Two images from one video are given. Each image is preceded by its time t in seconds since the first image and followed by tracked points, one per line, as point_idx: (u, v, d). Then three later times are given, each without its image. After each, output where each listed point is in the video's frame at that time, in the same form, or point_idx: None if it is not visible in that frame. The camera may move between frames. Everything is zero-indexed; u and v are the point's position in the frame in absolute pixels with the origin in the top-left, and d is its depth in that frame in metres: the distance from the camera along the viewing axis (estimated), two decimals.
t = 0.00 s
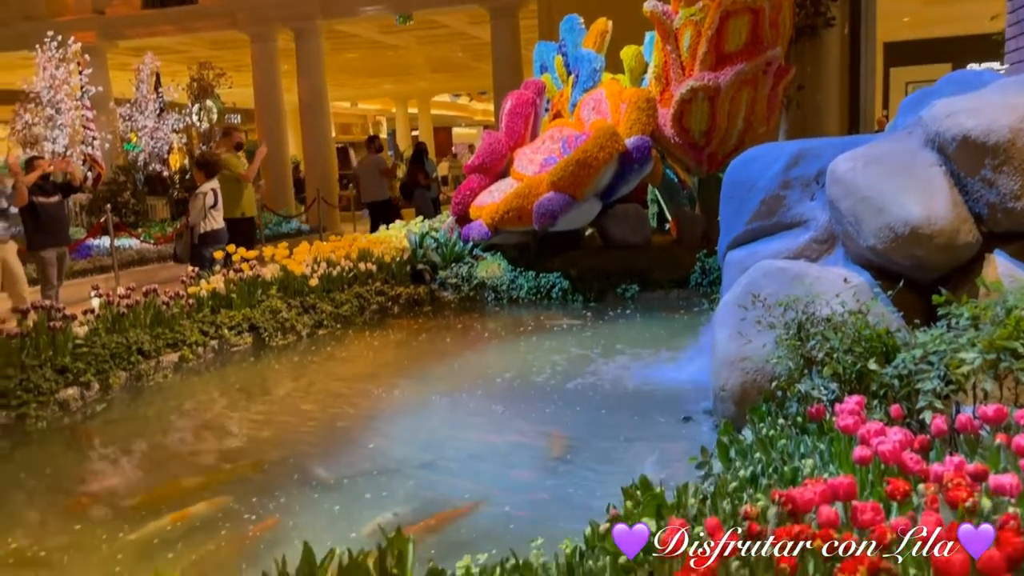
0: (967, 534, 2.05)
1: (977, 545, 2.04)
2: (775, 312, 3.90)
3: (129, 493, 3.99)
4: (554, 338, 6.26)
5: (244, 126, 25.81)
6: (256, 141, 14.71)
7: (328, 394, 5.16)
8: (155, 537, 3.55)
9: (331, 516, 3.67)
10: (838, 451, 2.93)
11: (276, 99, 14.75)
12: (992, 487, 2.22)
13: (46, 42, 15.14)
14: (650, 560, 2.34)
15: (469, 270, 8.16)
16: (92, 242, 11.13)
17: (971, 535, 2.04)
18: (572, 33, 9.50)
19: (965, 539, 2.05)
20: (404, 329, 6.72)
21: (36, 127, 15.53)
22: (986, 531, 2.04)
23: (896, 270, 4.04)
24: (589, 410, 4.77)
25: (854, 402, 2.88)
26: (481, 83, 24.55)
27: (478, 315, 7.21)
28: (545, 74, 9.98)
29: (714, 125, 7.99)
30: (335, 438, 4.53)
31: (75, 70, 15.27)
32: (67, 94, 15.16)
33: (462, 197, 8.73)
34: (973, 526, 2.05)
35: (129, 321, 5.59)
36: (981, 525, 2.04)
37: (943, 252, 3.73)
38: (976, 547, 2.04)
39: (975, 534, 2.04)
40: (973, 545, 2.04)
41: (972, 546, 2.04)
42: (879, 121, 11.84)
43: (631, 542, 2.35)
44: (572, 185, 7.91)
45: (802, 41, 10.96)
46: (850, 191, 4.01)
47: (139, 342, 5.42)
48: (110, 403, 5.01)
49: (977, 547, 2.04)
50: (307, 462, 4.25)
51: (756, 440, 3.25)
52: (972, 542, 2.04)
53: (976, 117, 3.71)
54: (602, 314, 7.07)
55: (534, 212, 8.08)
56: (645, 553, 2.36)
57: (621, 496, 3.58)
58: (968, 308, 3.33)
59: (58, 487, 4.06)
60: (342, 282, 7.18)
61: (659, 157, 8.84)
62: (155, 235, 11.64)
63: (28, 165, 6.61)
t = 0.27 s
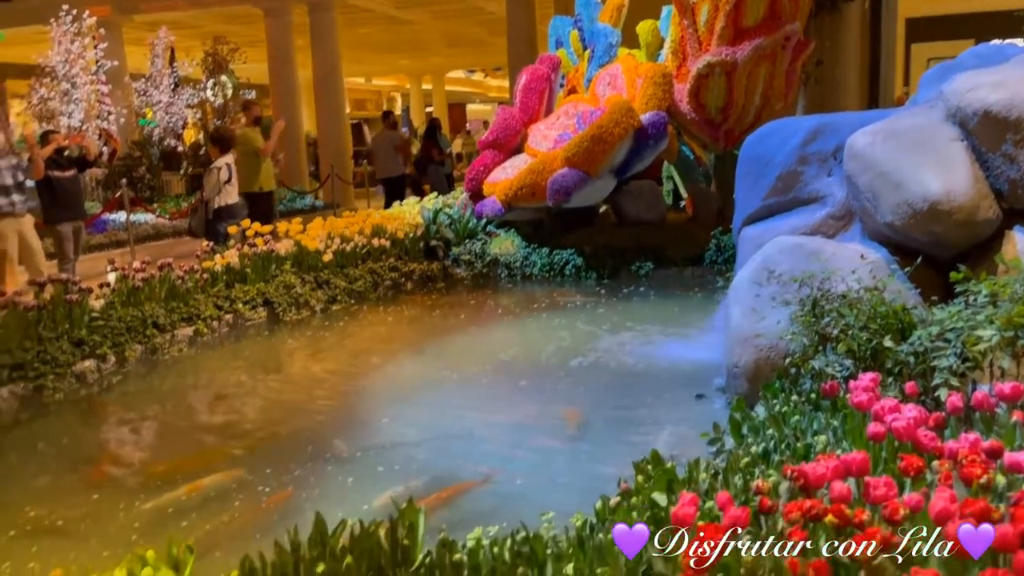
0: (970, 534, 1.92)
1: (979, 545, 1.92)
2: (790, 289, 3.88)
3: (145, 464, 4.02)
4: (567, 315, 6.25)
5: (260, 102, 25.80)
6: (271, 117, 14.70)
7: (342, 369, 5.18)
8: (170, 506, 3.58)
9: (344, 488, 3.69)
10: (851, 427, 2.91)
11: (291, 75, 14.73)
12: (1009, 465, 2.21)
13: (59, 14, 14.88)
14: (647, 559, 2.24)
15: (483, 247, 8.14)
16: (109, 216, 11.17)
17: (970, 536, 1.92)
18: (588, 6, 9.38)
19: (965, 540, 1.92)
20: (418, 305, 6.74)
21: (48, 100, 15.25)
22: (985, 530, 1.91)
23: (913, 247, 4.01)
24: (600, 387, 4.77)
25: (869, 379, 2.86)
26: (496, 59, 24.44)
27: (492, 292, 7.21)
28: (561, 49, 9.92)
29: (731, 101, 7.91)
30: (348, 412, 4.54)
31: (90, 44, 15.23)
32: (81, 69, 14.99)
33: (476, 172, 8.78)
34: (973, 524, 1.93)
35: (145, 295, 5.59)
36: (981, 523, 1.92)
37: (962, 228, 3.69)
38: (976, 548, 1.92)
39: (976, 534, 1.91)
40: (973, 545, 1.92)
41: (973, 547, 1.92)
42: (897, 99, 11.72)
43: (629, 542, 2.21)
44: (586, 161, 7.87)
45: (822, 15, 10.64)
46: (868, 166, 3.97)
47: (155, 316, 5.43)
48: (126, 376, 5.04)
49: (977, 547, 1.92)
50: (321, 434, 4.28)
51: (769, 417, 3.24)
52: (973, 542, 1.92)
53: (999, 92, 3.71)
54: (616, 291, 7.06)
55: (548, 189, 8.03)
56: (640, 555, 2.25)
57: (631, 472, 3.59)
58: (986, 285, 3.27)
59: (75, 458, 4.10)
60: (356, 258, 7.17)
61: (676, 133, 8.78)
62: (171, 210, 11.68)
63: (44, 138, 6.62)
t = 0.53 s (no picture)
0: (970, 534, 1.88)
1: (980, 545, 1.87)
2: (818, 267, 3.84)
3: (174, 438, 4.07)
4: (591, 293, 6.24)
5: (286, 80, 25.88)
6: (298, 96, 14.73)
7: (366, 345, 5.21)
8: (199, 479, 3.63)
9: (369, 463, 3.72)
10: (878, 406, 2.88)
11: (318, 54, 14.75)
12: None
13: None
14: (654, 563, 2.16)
15: (508, 225, 8.11)
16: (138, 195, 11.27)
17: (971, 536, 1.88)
18: None
19: (966, 540, 1.88)
20: (442, 283, 6.74)
21: (78, 79, 15.45)
22: (986, 531, 1.87)
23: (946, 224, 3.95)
24: (625, 365, 4.77)
25: (898, 357, 2.82)
26: (521, 36, 24.33)
27: (517, 270, 7.21)
28: (588, 25, 9.83)
29: (760, 77, 7.82)
30: (373, 389, 4.57)
31: (119, 23, 15.31)
32: (110, 48, 15.16)
33: (501, 149, 8.76)
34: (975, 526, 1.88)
35: (173, 273, 5.60)
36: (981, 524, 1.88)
37: (996, 203, 3.63)
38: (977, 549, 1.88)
39: (976, 534, 1.87)
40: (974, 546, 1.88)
41: (973, 546, 1.88)
42: (929, 74, 11.54)
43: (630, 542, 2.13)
44: (612, 138, 7.86)
45: None
46: (900, 140, 3.89)
47: (183, 293, 5.48)
48: (156, 351, 5.10)
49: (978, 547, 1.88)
50: (346, 410, 4.31)
51: (795, 395, 3.21)
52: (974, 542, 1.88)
53: None
54: (643, 270, 7.03)
55: (573, 166, 8.01)
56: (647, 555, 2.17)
57: (654, 449, 3.59)
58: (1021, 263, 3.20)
59: (106, 431, 4.16)
60: (381, 236, 7.16)
61: (704, 110, 8.70)
62: (199, 188, 11.76)
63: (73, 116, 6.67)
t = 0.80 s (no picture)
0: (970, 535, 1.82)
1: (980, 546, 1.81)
2: (856, 238, 3.78)
3: (211, 409, 4.13)
4: (623, 267, 6.21)
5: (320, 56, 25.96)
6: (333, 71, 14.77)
7: (399, 319, 5.25)
8: (236, 449, 3.68)
9: (402, 435, 3.75)
10: (916, 379, 2.83)
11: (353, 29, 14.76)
12: None
13: None
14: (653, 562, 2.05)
15: (541, 199, 8.04)
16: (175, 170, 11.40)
17: (970, 537, 1.81)
18: None
19: (965, 540, 1.82)
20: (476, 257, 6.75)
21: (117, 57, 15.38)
22: (986, 531, 1.80)
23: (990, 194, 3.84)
24: (659, 338, 4.75)
25: (937, 329, 2.76)
26: (555, 9, 24.21)
27: (550, 244, 7.18)
28: None
29: (799, 46, 7.78)
30: (407, 361, 4.61)
31: None
32: (147, 25, 15.28)
33: (536, 122, 8.67)
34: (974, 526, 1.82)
35: (211, 247, 5.67)
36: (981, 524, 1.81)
37: None
38: (977, 550, 1.82)
39: (976, 533, 1.81)
40: (974, 546, 1.81)
41: (973, 547, 1.81)
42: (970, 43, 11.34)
43: (629, 544, 2.04)
44: (647, 110, 7.73)
45: None
46: (943, 108, 3.81)
47: (220, 267, 5.55)
48: (194, 324, 5.17)
49: (978, 548, 1.81)
50: (380, 381, 4.34)
51: (830, 368, 3.17)
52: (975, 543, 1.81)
53: None
54: (677, 243, 6.99)
55: (607, 138, 7.91)
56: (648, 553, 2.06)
57: (686, 422, 3.59)
58: None
59: (145, 402, 4.23)
60: (415, 210, 7.20)
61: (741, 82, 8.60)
62: (235, 164, 11.87)
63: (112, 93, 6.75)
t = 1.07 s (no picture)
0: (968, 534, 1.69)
1: (978, 545, 1.68)
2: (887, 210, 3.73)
3: (241, 384, 4.18)
4: (649, 244, 6.17)
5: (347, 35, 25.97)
6: (360, 50, 14.77)
7: (425, 296, 5.26)
8: (265, 423, 3.72)
9: (428, 410, 3.77)
10: (947, 352, 2.79)
11: (380, 7, 14.74)
12: None
13: None
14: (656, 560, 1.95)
15: (567, 175, 7.98)
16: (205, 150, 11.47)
17: (970, 537, 1.68)
18: None
19: (963, 540, 1.69)
20: (503, 234, 6.75)
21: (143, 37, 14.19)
22: (986, 530, 1.68)
23: None
24: (687, 315, 4.72)
25: (970, 303, 2.70)
26: None
27: (577, 221, 7.14)
28: None
29: (832, 17, 7.63)
30: (433, 337, 4.62)
31: None
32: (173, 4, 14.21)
33: (561, 99, 8.64)
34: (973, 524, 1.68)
35: (239, 225, 5.76)
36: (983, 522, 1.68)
37: None
38: (975, 550, 1.69)
39: (976, 533, 1.68)
40: (972, 547, 1.68)
41: (972, 547, 1.69)
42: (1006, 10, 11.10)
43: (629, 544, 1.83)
44: (675, 84, 7.68)
45: None
46: (977, 78, 3.73)
47: (249, 245, 5.60)
48: (223, 301, 5.22)
49: (976, 549, 1.69)
50: (407, 357, 4.37)
51: (859, 342, 3.13)
52: (971, 543, 1.68)
53: None
54: (706, 218, 6.95)
55: (635, 113, 7.83)
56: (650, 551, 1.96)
57: (710, 397, 3.58)
58: None
59: (176, 378, 4.28)
60: (440, 187, 7.22)
61: (772, 54, 8.48)
62: (264, 144, 11.93)
63: (141, 73, 6.82)
